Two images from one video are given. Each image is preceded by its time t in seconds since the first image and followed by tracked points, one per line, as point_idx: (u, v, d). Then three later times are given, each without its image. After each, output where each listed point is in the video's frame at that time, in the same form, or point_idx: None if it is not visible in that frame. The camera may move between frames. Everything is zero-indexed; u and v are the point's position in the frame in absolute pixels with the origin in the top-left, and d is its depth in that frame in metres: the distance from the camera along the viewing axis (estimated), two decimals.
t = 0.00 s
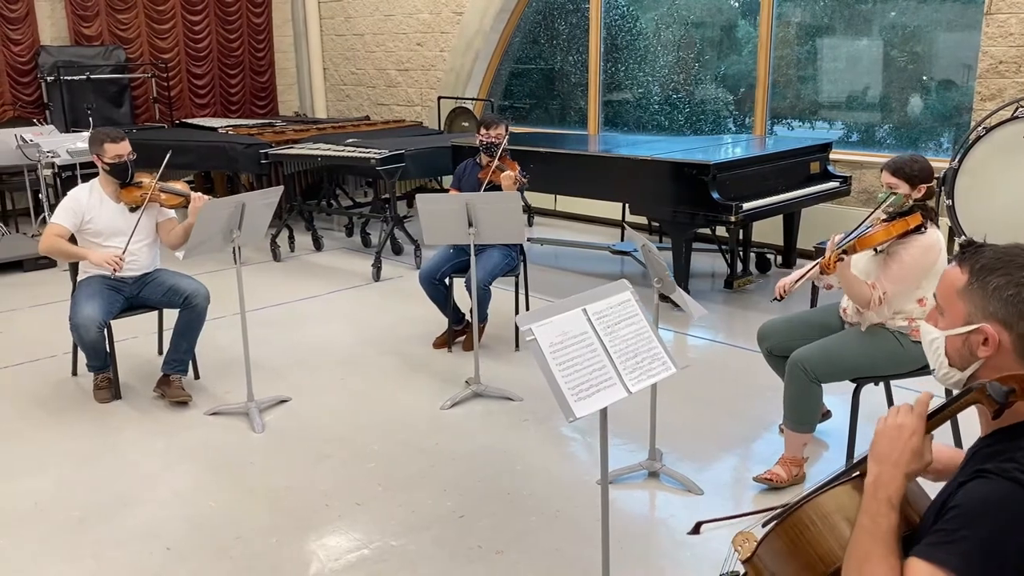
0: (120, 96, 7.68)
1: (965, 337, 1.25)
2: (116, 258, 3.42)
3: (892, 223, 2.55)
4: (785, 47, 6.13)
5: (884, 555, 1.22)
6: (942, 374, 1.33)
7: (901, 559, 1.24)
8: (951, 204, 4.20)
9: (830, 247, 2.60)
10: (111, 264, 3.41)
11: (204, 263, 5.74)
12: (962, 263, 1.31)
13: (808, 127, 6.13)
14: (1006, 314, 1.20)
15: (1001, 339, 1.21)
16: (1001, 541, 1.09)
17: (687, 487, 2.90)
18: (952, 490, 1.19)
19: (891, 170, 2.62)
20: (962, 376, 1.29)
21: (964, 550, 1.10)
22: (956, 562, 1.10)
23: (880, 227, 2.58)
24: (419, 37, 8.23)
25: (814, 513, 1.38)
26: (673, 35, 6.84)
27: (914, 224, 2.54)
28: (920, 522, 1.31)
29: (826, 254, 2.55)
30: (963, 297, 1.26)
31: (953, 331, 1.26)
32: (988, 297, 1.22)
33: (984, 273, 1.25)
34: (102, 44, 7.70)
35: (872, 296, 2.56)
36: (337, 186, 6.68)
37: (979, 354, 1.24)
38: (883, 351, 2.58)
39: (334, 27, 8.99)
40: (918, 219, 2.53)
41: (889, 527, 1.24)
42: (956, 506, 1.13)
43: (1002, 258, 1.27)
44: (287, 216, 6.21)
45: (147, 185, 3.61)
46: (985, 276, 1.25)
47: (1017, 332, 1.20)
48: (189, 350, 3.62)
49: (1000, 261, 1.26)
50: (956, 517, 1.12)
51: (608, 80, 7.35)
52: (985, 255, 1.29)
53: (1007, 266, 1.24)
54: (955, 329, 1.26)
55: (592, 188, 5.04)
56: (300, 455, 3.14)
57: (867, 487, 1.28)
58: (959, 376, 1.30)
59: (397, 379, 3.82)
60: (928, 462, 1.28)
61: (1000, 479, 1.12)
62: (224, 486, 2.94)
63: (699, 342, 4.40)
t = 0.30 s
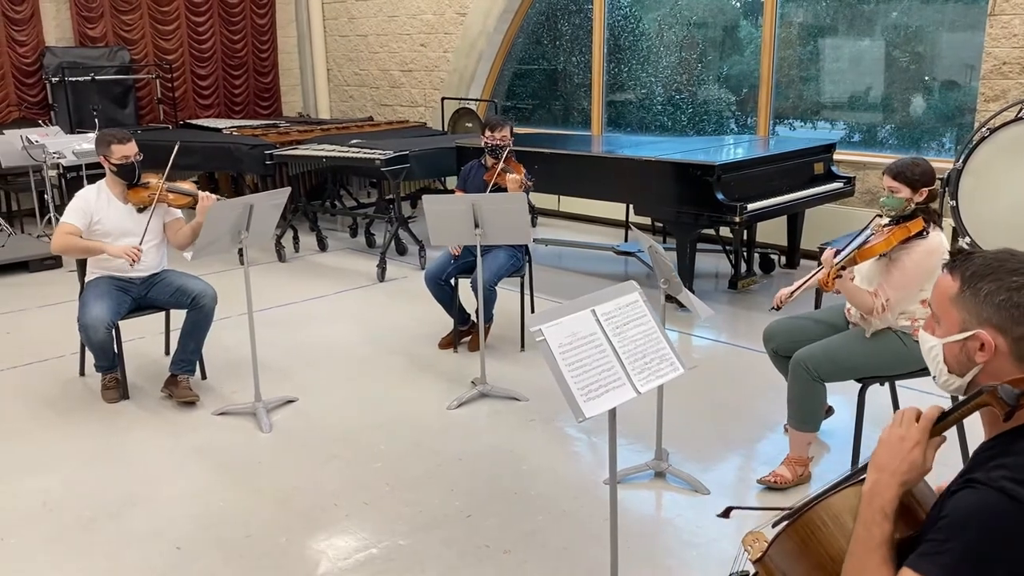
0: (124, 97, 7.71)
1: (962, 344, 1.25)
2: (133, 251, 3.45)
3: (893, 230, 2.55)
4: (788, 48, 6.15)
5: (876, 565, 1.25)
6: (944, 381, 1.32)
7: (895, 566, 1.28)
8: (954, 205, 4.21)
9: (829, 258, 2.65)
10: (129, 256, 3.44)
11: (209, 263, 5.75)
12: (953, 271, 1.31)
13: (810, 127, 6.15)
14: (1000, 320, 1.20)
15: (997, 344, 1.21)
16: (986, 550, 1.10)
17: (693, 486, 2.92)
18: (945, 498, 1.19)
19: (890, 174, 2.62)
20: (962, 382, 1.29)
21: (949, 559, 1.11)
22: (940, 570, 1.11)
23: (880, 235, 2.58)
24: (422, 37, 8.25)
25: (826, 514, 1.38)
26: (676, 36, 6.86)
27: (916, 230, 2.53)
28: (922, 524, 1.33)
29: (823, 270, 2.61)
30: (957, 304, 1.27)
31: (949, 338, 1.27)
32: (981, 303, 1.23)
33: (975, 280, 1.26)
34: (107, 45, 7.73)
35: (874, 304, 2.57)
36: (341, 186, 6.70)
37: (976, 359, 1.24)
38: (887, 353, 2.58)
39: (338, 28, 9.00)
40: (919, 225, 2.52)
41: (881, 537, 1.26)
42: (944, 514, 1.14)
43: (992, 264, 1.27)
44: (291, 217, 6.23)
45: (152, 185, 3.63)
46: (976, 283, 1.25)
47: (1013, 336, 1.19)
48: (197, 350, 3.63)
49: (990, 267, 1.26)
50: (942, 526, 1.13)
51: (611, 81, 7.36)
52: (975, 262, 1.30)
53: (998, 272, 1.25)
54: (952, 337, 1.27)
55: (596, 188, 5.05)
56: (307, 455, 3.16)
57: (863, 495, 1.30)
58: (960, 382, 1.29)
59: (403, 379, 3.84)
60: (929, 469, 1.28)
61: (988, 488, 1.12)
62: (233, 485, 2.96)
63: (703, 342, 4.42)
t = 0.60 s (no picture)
0: (128, 98, 7.73)
1: (960, 342, 1.26)
2: (138, 251, 3.45)
3: (889, 226, 2.56)
4: (789, 48, 6.16)
5: (853, 545, 1.23)
6: (939, 376, 1.34)
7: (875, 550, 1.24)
8: (954, 205, 4.21)
9: (825, 254, 2.66)
10: (134, 256, 3.44)
11: (212, 263, 5.77)
12: (958, 269, 1.31)
13: (812, 127, 6.16)
14: (998, 321, 1.21)
15: (994, 344, 1.22)
16: (970, 540, 1.08)
17: (693, 486, 2.94)
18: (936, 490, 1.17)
19: (888, 171, 2.62)
20: (958, 378, 1.30)
21: (932, 547, 1.10)
22: (922, 557, 1.10)
23: (877, 230, 2.59)
24: (424, 38, 8.27)
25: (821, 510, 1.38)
26: (677, 37, 6.87)
27: (912, 228, 2.55)
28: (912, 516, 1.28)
29: (819, 263, 2.61)
30: (958, 302, 1.27)
31: (948, 336, 1.28)
32: (982, 303, 1.23)
33: (978, 280, 1.26)
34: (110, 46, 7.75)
35: (867, 300, 2.62)
36: (344, 187, 6.72)
37: (972, 358, 1.25)
38: (887, 353, 2.60)
39: (339, 28, 9.02)
40: (915, 222, 2.54)
41: (860, 519, 1.24)
42: (932, 504, 1.13)
43: (997, 264, 1.27)
44: (293, 217, 6.24)
45: (155, 185, 3.65)
46: (979, 283, 1.26)
47: (1011, 338, 1.20)
48: (200, 350, 3.65)
49: (994, 268, 1.26)
50: (927, 514, 1.12)
51: (612, 81, 7.38)
52: (981, 261, 1.30)
53: (1001, 273, 1.25)
54: (951, 334, 1.28)
55: (597, 189, 5.06)
56: (310, 455, 3.18)
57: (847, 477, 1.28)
58: (956, 377, 1.31)
59: (405, 379, 3.86)
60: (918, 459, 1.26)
61: (977, 481, 1.11)
62: (236, 485, 2.98)
63: (704, 343, 4.43)
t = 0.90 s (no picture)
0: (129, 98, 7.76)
1: (945, 334, 1.27)
2: (132, 269, 3.50)
3: (879, 221, 2.60)
4: (790, 48, 6.17)
5: (828, 515, 1.22)
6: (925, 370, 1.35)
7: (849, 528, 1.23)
8: (952, 204, 4.20)
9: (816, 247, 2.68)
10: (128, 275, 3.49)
11: (212, 263, 5.80)
12: (946, 263, 1.32)
13: (813, 127, 6.17)
14: (983, 314, 1.22)
15: (978, 337, 1.23)
16: (945, 519, 1.09)
17: (688, 482, 2.96)
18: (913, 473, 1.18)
19: (879, 167, 2.66)
20: (942, 370, 1.31)
21: (907, 522, 1.10)
22: (897, 532, 1.10)
23: (867, 226, 2.62)
24: (424, 38, 8.28)
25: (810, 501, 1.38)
26: (678, 37, 6.88)
27: (901, 223, 2.57)
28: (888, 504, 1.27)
29: (810, 254, 2.63)
30: (945, 295, 1.28)
31: (933, 328, 1.28)
32: (967, 297, 1.24)
33: (964, 274, 1.27)
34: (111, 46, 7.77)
35: (856, 294, 2.64)
36: (344, 186, 6.74)
37: (956, 351, 1.26)
38: (880, 350, 2.62)
39: (340, 29, 9.03)
40: (904, 218, 2.56)
41: (838, 492, 1.24)
42: (909, 483, 1.14)
43: (984, 259, 1.28)
44: (293, 217, 6.26)
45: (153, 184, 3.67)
46: (965, 277, 1.27)
47: (993, 331, 1.21)
48: (199, 348, 3.67)
49: (981, 262, 1.27)
50: (905, 493, 1.13)
51: (612, 81, 7.39)
52: (968, 255, 1.30)
53: (987, 267, 1.26)
54: (936, 327, 1.28)
55: (596, 188, 5.08)
56: (309, 452, 3.20)
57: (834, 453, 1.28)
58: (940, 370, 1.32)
59: (404, 377, 3.88)
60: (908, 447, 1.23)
61: (954, 464, 1.13)
62: (234, 482, 3.00)
63: (702, 341, 4.44)
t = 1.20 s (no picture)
0: (130, 97, 7.80)
1: (921, 327, 1.29)
2: (139, 269, 3.55)
3: (869, 219, 2.61)
4: (790, 47, 6.19)
5: (796, 498, 1.27)
6: (901, 363, 1.36)
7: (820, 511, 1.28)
8: (947, 203, 4.14)
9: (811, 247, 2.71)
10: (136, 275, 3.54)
11: (212, 261, 5.82)
12: (922, 256, 1.34)
13: (815, 126, 6.18)
14: (957, 307, 1.25)
15: (953, 330, 1.26)
16: (916, 507, 1.15)
17: (683, 479, 2.98)
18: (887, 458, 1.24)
19: (866, 166, 2.74)
20: (919, 362, 1.33)
21: (879, 508, 1.15)
22: (869, 518, 1.15)
23: (857, 223, 2.63)
24: (425, 38, 8.31)
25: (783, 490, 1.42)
26: (678, 36, 6.90)
27: (891, 220, 2.59)
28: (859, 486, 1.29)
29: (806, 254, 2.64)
30: (921, 289, 1.30)
31: (910, 321, 1.31)
32: (942, 290, 1.26)
33: (939, 267, 1.29)
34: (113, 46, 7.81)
35: (851, 291, 2.64)
36: (343, 186, 6.77)
37: (932, 343, 1.29)
38: (871, 344, 2.65)
39: (341, 29, 9.05)
40: (894, 215, 2.58)
41: (808, 477, 1.28)
42: (882, 470, 1.19)
43: (958, 252, 1.30)
44: (293, 215, 6.29)
45: (151, 185, 3.69)
46: (939, 270, 1.29)
47: (968, 324, 1.24)
48: (198, 346, 3.70)
49: (955, 255, 1.29)
50: (878, 479, 1.18)
51: (612, 81, 7.42)
52: (943, 248, 1.32)
53: (961, 261, 1.28)
54: (913, 320, 1.30)
55: (595, 187, 5.10)
56: (307, 448, 3.23)
57: (807, 439, 1.32)
58: (917, 362, 1.34)
59: (402, 374, 3.91)
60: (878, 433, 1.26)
61: (926, 453, 1.18)
62: (232, 477, 3.02)
63: (699, 340, 4.46)
